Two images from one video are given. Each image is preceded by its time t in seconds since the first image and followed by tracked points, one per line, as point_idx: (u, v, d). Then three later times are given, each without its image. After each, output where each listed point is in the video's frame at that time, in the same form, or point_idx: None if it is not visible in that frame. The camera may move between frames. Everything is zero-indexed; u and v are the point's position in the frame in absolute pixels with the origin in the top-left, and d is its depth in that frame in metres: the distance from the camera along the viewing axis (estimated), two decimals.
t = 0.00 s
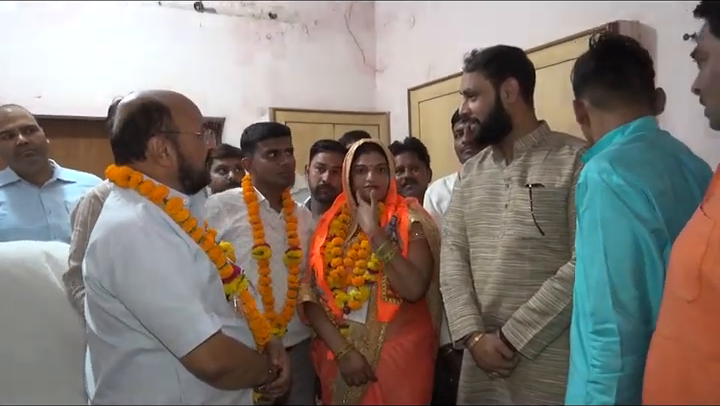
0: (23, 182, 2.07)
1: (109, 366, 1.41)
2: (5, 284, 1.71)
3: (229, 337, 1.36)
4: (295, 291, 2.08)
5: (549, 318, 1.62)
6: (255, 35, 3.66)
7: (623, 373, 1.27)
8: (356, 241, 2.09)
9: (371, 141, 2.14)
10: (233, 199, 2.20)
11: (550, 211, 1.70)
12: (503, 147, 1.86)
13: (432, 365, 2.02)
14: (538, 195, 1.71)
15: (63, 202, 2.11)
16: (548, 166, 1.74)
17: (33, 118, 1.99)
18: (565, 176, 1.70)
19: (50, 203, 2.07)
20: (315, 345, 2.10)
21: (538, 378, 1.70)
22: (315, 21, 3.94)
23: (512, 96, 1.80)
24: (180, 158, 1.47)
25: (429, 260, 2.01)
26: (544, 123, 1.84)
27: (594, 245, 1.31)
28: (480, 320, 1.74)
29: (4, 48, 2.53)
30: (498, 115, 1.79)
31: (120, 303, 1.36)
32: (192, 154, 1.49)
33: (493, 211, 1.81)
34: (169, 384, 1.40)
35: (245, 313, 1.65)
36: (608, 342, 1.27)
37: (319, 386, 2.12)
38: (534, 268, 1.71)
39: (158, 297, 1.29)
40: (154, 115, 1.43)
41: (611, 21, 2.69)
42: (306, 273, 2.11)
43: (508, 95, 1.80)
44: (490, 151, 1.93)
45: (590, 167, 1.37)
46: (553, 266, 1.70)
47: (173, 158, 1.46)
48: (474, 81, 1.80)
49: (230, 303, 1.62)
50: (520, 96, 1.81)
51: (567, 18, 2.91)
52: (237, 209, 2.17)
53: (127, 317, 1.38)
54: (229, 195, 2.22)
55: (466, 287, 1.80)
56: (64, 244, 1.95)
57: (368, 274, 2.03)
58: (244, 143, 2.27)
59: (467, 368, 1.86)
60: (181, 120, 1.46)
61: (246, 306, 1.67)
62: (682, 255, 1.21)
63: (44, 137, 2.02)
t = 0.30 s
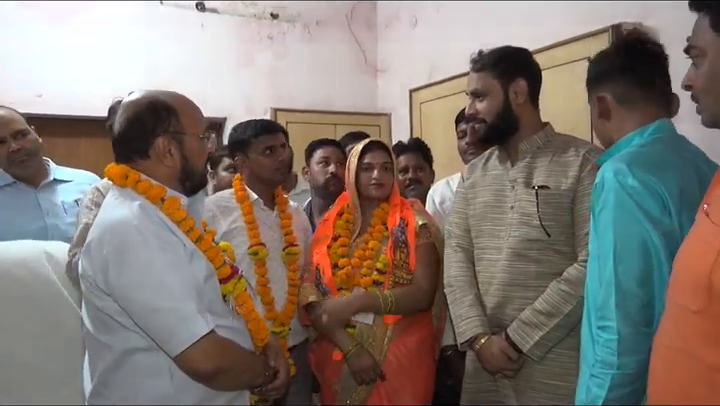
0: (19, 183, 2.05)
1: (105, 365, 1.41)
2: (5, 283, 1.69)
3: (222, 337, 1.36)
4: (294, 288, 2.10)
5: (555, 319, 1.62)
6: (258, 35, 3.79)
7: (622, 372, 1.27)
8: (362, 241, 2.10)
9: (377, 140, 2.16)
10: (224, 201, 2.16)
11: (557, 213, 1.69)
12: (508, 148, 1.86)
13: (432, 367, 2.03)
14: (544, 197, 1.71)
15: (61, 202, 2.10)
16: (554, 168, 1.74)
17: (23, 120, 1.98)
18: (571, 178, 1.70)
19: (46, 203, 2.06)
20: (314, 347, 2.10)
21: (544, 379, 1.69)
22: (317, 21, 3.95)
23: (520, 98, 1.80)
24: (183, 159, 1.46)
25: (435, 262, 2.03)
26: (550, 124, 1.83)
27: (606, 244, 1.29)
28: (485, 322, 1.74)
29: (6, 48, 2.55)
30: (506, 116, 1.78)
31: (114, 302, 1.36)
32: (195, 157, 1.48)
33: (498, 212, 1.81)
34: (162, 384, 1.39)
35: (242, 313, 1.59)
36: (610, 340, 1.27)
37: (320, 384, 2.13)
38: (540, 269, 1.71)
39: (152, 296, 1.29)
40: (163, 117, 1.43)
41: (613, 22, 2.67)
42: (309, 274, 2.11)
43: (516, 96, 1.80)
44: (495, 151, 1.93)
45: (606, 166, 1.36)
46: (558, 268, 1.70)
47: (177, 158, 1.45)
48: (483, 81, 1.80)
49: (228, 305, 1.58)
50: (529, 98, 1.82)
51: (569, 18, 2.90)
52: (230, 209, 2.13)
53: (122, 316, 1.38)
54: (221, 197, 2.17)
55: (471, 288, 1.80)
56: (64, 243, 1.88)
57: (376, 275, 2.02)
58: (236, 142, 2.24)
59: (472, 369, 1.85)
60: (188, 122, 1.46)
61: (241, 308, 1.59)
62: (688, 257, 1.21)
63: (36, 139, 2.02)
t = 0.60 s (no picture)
0: (11, 183, 2.01)
1: (100, 362, 1.41)
2: (3, 281, 1.68)
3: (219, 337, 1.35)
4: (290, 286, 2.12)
5: (557, 321, 1.62)
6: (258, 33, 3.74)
7: (638, 370, 1.29)
8: (361, 240, 2.10)
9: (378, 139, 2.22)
10: (218, 200, 2.16)
11: (558, 214, 1.69)
12: (510, 148, 1.86)
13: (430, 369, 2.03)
14: (546, 199, 1.71)
15: (54, 201, 2.07)
16: (556, 170, 1.74)
17: (14, 118, 1.92)
18: (573, 180, 1.70)
19: (39, 202, 2.04)
20: (308, 351, 2.10)
21: (544, 380, 1.70)
22: (317, 21, 3.96)
23: (523, 100, 1.80)
24: (188, 160, 1.47)
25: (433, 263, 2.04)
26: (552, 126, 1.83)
27: (634, 243, 1.30)
28: (485, 323, 1.73)
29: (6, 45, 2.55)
30: (509, 117, 1.79)
31: (112, 299, 1.36)
32: (198, 157, 1.49)
33: (499, 213, 1.80)
34: (158, 382, 1.39)
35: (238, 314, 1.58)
36: (628, 337, 1.29)
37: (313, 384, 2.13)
38: (541, 270, 1.71)
39: (150, 295, 1.28)
40: (169, 116, 1.43)
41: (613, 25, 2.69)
42: (308, 273, 2.11)
43: (519, 98, 1.80)
44: (496, 152, 1.93)
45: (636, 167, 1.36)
46: (560, 269, 1.70)
47: (181, 159, 1.46)
48: (486, 82, 1.80)
49: (224, 303, 1.55)
50: (531, 99, 1.82)
51: (568, 21, 2.92)
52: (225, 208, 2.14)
53: (118, 312, 1.38)
54: (215, 196, 2.18)
55: (471, 288, 1.79)
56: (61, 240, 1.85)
57: (377, 274, 2.02)
58: (228, 138, 2.21)
59: (471, 370, 1.84)
60: (195, 123, 1.47)
61: (240, 308, 1.58)
62: (689, 259, 1.25)
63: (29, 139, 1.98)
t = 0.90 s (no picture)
0: None
1: (95, 358, 1.36)
2: None
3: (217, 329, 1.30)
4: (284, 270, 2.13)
5: (555, 290, 1.65)
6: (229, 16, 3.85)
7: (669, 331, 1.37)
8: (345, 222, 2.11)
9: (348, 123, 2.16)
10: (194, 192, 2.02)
11: (552, 188, 1.73)
12: (494, 127, 1.89)
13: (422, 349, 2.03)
14: (540, 173, 1.74)
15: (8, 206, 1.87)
16: (546, 144, 1.77)
17: None
18: (565, 152, 1.74)
19: None
20: (300, 326, 2.18)
21: (543, 357, 1.73)
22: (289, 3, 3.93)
23: (505, 70, 1.84)
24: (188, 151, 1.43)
25: (416, 247, 2.00)
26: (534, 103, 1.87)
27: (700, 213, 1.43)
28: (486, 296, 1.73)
29: None
30: (493, 88, 1.81)
31: (113, 286, 1.32)
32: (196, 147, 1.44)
33: (493, 190, 1.82)
34: (160, 375, 1.36)
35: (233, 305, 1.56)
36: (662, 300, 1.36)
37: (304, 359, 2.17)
38: (537, 246, 1.73)
39: (154, 283, 1.25)
40: (180, 109, 1.38)
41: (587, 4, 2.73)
42: (301, 258, 2.10)
43: (501, 69, 1.84)
44: (480, 130, 1.95)
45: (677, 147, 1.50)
46: (555, 243, 1.74)
47: (186, 149, 1.42)
48: (468, 54, 1.82)
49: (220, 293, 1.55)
50: (512, 71, 1.86)
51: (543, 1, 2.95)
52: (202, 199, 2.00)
53: (118, 301, 1.34)
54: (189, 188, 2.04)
55: (468, 267, 1.79)
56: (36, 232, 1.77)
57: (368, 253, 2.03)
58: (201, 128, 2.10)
59: (467, 352, 1.84)
60: (200, 114, 1.42)
61: (232, 300, 1.56)
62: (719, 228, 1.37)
63: None
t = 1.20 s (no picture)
0: None
1: (91, 357, 1.36)
2: None
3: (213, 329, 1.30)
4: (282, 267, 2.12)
5: (550, 284, 1.65)
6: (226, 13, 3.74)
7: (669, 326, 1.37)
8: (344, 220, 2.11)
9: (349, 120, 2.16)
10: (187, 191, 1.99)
11: (548, 183, 1.73)
12: (491, 122, 1.88)
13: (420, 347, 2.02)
14: (536, 167, 1.73)
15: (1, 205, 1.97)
16: (543, 138, 1.77)
17: None
18: (561, 148, 1.74)
19: None
20: (299, 325, 2.17)
21: (538, 353, 1.73)
22: None
23: (510, 63, 1.84)
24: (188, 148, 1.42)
25: (415, 242, 2.00)
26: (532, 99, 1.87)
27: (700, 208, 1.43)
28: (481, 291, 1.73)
29: None
30: (495, 78, 1.81)
31: (108, 284, 1.31)
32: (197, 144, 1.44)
33: (489, 184, 1.82)
34: (156, 374, 1.36)
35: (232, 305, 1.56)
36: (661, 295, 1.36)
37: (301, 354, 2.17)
38: (532, 240, 1.73)
39: (149, 281, 1.25)
40: (181, 107, 1.37)
41: None
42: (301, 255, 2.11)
43: (506, 62, 1.84)
44: (477, 127, 1.95)
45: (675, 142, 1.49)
46: (551, 238, 1.74)
47: (185, 147, 1.41)
48: (477, 42, 1.83)
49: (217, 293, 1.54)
50: (517, 65, 1.86)
51: None
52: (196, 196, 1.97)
53: (113, 300, 1.33)
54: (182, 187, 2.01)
55: (464, 261, 1.79)
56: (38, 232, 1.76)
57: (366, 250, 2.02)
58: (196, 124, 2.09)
59: (464, 349, 1.84)
60: (199, 112, 1.42)
61: (231, 300, 1.56)
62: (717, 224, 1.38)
63: None
